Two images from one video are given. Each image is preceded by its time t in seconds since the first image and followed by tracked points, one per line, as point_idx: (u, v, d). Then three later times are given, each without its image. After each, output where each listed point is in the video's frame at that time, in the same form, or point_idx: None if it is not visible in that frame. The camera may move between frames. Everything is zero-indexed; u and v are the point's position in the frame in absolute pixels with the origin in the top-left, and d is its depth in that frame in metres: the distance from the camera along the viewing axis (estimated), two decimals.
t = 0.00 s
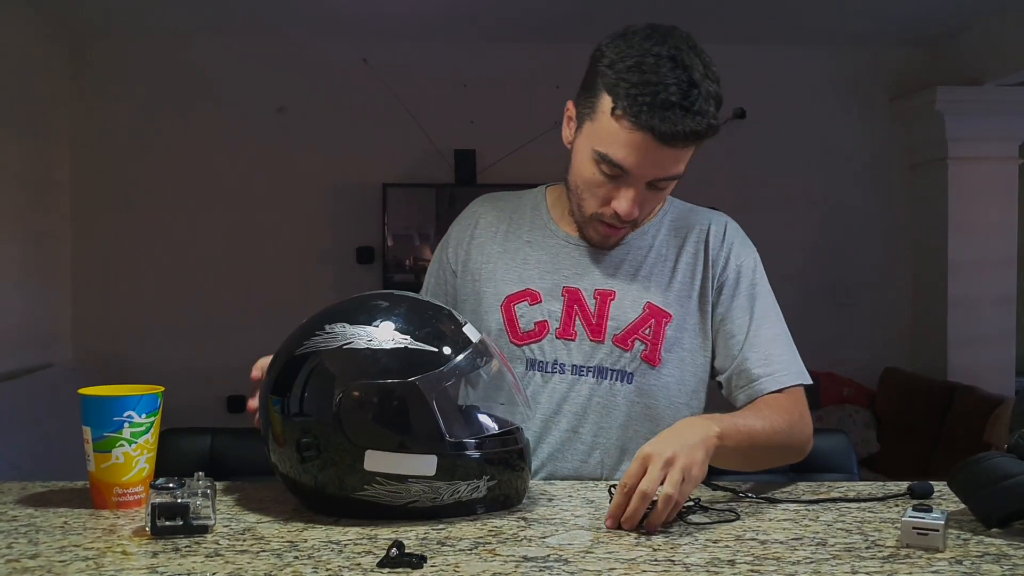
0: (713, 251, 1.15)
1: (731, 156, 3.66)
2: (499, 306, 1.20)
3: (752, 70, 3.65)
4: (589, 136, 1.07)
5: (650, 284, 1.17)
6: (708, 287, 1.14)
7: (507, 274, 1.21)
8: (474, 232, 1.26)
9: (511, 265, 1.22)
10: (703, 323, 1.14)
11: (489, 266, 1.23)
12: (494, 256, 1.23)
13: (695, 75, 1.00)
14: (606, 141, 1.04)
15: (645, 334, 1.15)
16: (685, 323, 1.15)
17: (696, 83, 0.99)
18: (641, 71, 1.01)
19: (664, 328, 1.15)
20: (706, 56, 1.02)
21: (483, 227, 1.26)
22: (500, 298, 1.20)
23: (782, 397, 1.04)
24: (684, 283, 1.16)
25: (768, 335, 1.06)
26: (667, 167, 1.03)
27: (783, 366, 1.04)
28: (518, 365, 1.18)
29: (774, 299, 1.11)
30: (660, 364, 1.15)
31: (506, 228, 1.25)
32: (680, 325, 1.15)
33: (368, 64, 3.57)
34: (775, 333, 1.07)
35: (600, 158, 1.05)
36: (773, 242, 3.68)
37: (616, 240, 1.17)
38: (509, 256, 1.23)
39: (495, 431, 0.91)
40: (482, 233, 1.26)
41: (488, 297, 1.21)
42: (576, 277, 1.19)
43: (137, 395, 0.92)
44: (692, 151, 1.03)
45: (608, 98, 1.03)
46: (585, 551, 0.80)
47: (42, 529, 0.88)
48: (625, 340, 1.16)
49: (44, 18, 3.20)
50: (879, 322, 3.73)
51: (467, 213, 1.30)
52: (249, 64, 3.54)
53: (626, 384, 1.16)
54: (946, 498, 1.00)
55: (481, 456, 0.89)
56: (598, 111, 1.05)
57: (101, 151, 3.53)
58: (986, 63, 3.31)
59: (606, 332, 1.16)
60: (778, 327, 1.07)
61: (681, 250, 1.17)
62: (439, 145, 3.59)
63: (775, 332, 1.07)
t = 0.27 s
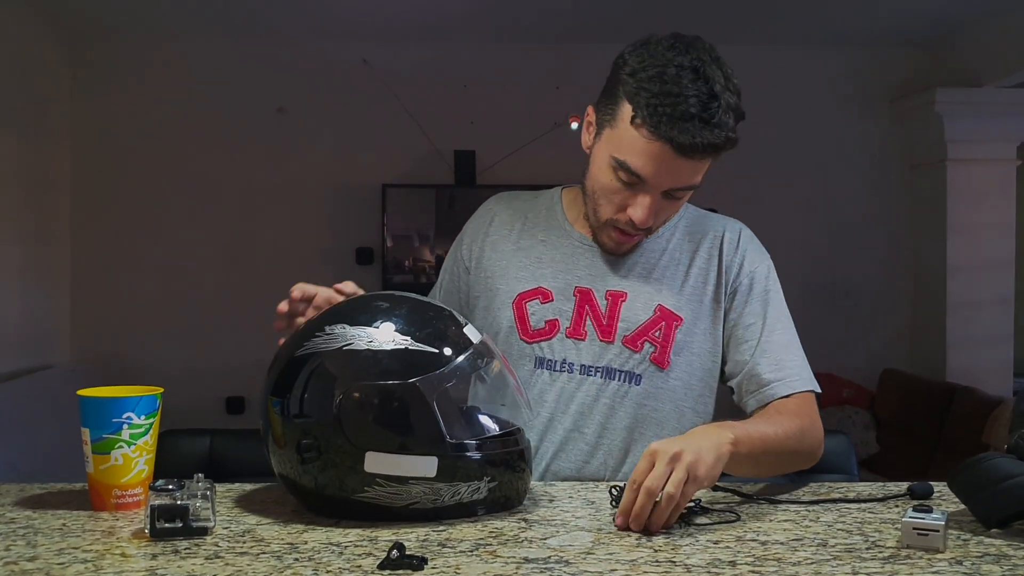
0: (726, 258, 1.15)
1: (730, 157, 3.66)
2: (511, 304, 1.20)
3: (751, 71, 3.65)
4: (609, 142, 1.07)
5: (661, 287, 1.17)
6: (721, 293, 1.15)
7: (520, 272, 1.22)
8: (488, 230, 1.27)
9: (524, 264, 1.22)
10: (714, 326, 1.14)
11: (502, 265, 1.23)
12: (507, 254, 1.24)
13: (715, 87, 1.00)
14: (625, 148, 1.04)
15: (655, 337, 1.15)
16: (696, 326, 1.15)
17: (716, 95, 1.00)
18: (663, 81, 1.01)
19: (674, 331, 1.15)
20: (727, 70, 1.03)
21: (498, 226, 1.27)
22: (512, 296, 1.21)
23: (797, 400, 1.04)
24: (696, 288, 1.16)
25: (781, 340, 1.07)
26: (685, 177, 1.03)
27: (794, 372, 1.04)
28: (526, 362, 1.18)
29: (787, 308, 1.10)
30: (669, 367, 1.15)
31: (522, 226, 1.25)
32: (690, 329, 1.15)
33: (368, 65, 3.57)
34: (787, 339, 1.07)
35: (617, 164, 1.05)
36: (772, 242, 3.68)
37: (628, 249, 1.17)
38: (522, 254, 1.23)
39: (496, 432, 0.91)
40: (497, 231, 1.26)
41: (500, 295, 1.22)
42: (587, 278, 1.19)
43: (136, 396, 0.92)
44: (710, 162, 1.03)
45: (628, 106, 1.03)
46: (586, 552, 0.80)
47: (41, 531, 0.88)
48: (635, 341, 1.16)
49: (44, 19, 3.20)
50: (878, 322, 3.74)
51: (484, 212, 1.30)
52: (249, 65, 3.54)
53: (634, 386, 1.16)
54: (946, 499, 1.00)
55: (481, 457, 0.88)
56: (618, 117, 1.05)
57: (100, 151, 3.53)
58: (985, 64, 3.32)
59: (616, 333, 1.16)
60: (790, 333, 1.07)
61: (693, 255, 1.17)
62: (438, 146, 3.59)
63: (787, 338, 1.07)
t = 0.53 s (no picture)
0: (739, 262, 1.15)
1: (729, 156, 3.66)
2: (520, 300, 1.20)
3: (750, 70, 3.65)
4: (615, 136, 1.09)
5: (671, 288, 1.16)
6: (732, 298, 1.15)
7: (531, 269, 1.22)
8: (501, 228, 1.27)
9: (536, 262, 1.22)
10: (724, 328, 1.15)
11: (514, 263, 1.23)
12: (519, 253, 1.24)
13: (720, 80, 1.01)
14: (631, 140, 1.06)
15: (663, 337, 1.15)
16: (705, 327, 1.14)
17: (720, 86, 1.00)
18: (666, 72, 1.02)
19: (683, 333, 1.14)
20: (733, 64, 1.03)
21: (511, 224, 1.27)
22: (522, 292, 1.21)
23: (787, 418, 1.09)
24: (706, 290, 1.15)
25: (787, 354, 1.10)
26: (691, 168, 1.04)
27: (796, 387, 1.09)
28: (533, 359, 1.18)
29: (798, 318, 1.14)
30: (676, 367, 1.14)
31: (535, 225, 1.26)
32: (699, 331, 1.14)
33: (367, 64, 3.57)
34: (792, 355, 1.10)
35: (624, 156, 1.07)
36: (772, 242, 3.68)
37: (639, 246, 1.18)
38: (534, 252, 1.23)
39: (497, 432, 0.91)
40: (509, 229, 1.26)
41: (509, 291, 1.22)
42: (597, 278, 1.19)
43: (136, 396, 0.92)
44: (716, 154, 1.04)
45: (633, 99, 1.05)
46: (586, 552, 0.80)
47: (41, 531, 0.88)
48: (643, 341, 1.15)
49: (42, 19, 3.20)
50: (877, 322, 3.74)
51: (498, 209, 1.30)
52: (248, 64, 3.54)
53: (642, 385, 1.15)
54: (946, 498, 1.00)
55: (482, 457, 0.88)
56: (623, 111, 1.07)
57: (100, 151, 3.53)
58: (984, 64, 3.32)
59: (625, 332, 1.16)
60: (798, 344, 1.11)
61: (705, 257, 1.17)
62: (438, 145, 3.59)
63: (791, 353, 1.10)
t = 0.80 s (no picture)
0: (742, 266, 1.15)
1: (728, 155, 3.66)
2: (526, 298, 1.20)
3: (749, 69, 3.66)
4: (597, 124, 1.09)
5: (675, 288, 1.16)
6: (735, 300, 1.14)
7: (536, 267, 1.21)
8: (508, 226, 1.26)
9: (541, 261, 1.22)
10: (727, 328, 1.14)
11: (520, 260, 1.23)
12: (524, 251, 1.23)
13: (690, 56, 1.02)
14: (611, 124, 1.06)
15: (666, 336, 1.13)
16: (709, 327, 1.14)
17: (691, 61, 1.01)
18: (638, 52, 1.03)
19: (686, 332, 1.13)
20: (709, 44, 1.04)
21: (519, 223, 1.26)
22: (528, 290, 1.20)
23: (774, 425, 1.10)
24: (710, 291, 1.15)
25: (783, 360, 1.11)
26: (668, 143, 1.04)
27: (790, 391, 1.11)
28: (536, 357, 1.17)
29: (795, 324, 1.15)
30: (679, 366, 1.13)
31: (542, 224, 1.25)
32: (702, 332, 1.13)
33: (366, 63, 3.56)
34: (786, 361, 1.12)
35: (606, 142, 1.08)
36: (771, 241, 3.68)
37: (634, 236, 1.17)
38: (539, 252, 1.23)
39: (496, 430, 0.91)
40: (517, 228, 1.26)
41: (515, 289, 1.21)
42: (600, 277, 1.19)
43: (135, 395, 0.92)
44: (693, 129, 1.03)
45: (608, 85, 1.06)
46: (585, 551, 0.80)
47: (40, 530, 0.88)
48: (646, 339, 1.14)
49: (41, 19, 3.19)
50: (876, 320, 3.74)
51: (507, 208, 1.30)
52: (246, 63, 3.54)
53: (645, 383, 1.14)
54: (945, 497, 1.00)
55: (481, 455, 0.88)
56: (601, 98, 1.08)
57: (99, 151, 3.52)
58: (983, 63, 3.32)
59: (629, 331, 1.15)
60: (795, 348, 1.13)
61: (709, 260, 1.17)
62: (437, 144, 3.59)
63: (786, 360, 1.12)
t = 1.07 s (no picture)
0: (732, 257, 1.16)
1: (726, 154, 3.66)
2: (521, 299, 1.19)
3: (746, 68, 3.66)
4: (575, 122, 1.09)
5: (668, 282, 1.16)
6: (727, 291, 1.15)
7: (529, 267, 1.21)
8: (498, 230, 1.26)
9: (534, 261, 1.21)
10: (721, 321, 1.15)
11: (512, 262, 1.22)
12: (516, 252, 1.23)
13: (660, 44, 1.04)
14: (590, 118, 1.05)
15: (663, 329, 1.14)
16: (704, 320, 1.14)
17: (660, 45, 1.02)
18: (609, 45, 1.05)
19: (682, 325, 1.14)
20: (675, 35, 1.07)
21: (510, 226, 1.25)
22: (522, 291, 1.20)
23: (773, 414, 1.11)
24: (703, 283, 1.15)
25: (779, 349, 1.12)
26: (648, 128, 1.03)
27: (788, 378, 1.11)
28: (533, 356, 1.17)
29: (790, 313, 1.16)
30: (676, 359, 1.14)
31: (531, 226, 1.24)
32: (698, 324, 1.14)
33: (362, 62, 3.56)
34: (782, 348, 1.12)
35: (586, 137, 1.07)
36: (767, 240, 3.68)
37: (623, 228, 1.15)
38: (532, 254, 1.22)
39: (492, 429, 0.90)
40: (507, 231, 1.25)
41: (509, 291, 1.21)
42: (594, 274, 1.19)
43: (129, 395, 0.91)
44: (672, 113, 1.03)
45: (582, 82, 1.06)
46: (581, 549, 0.80)
47: (34, 530, 0.87)
48: (643, 333, 1.14)
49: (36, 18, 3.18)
50: (873, 319, 3.74)
51: (495, 214, 1.29)
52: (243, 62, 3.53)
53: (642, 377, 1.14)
54: (941, 494, 1.00)
55: (476, 455, 0.88)
56: (577, 95, 1.08)
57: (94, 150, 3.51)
58: (979, 61, 3.32)
59: (625, 325, 1.15)
60: (790, 338, 1.13)
61: (700, 252, 1.17)
62: (433, 144, 3.58)
63: (782, 347, 1.12)
